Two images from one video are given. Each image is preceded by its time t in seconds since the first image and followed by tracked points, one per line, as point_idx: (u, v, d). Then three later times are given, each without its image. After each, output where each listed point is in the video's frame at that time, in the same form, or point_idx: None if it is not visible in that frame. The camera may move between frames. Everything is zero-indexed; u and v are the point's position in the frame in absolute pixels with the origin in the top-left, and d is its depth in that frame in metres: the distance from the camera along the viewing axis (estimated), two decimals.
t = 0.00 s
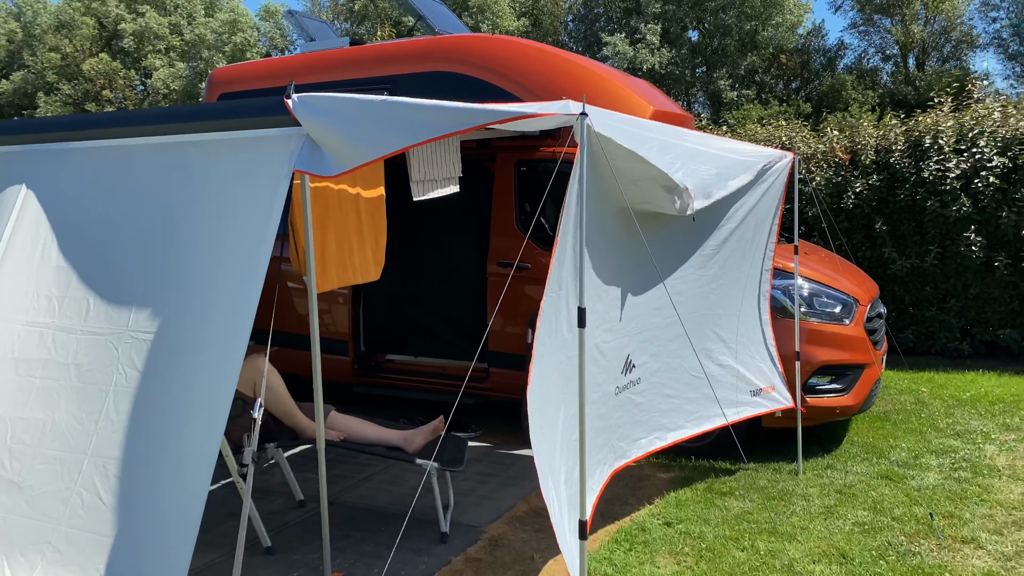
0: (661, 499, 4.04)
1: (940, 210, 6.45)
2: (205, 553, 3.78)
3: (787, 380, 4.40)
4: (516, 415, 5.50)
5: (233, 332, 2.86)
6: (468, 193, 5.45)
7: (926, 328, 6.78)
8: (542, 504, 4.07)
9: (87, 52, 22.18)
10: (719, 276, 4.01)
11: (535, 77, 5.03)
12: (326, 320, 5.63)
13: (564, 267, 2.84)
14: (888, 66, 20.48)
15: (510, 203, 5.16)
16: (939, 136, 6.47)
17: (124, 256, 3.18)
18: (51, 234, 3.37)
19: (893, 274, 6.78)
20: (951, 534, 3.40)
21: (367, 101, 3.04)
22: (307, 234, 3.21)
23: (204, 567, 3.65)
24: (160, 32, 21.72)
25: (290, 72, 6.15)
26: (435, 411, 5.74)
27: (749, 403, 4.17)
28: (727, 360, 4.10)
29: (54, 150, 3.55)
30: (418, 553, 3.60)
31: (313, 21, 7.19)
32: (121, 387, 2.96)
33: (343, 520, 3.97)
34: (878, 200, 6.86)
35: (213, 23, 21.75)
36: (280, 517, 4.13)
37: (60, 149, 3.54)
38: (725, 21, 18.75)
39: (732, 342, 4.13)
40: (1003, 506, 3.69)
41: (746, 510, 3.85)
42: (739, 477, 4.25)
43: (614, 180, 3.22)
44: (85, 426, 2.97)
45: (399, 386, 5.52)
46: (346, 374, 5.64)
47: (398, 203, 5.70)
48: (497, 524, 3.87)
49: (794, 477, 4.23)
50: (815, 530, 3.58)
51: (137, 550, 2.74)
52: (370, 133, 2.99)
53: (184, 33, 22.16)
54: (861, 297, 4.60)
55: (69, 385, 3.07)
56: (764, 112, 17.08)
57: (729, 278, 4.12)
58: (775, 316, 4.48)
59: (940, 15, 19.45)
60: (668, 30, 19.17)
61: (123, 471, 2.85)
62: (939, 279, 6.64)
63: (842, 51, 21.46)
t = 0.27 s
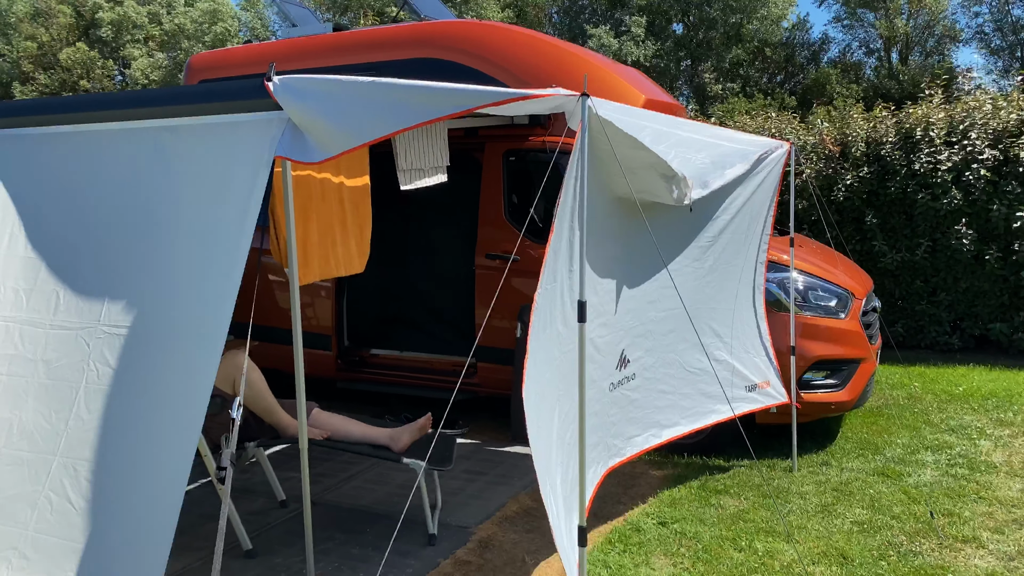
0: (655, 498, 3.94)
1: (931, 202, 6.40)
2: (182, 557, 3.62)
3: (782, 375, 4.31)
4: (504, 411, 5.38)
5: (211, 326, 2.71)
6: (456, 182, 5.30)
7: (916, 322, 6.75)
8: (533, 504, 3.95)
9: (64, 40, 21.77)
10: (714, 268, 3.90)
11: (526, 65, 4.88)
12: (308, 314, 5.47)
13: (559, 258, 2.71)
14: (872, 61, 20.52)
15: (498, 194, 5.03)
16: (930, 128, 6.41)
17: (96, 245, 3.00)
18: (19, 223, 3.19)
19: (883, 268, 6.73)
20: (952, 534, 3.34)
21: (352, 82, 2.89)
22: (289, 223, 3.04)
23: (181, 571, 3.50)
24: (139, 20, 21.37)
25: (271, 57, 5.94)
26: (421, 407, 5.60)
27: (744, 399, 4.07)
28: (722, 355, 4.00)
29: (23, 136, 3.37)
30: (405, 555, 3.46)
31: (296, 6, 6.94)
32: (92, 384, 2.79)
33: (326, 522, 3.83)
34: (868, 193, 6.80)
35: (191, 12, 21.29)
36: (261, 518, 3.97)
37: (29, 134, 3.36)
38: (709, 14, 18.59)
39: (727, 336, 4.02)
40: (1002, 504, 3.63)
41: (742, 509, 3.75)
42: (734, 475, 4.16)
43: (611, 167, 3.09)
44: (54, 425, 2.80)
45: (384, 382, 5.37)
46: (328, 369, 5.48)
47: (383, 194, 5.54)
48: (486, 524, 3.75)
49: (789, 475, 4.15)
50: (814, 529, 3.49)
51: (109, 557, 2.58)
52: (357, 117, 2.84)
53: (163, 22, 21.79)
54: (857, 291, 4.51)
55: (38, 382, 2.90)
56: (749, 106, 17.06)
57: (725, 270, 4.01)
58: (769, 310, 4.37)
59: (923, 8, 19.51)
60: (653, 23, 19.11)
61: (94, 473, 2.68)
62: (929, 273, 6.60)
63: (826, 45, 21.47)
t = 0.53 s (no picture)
0: (648, 503, 3.82)
1: (922, 198, 6.34)
2: (156, 570, 3.45)
3: (777, 376, 4.21)
4: (492, 411, 5.25)
5: (187, 330, 2.55)
6: (443, 177, 5.15)
7: (906, 319, 6.71)
8: (523, 510, 3.82)
9: (40, 30, 21.31)
10: (710, 267, 3.79)
11: (517, 58, 4.72)
12: (289, 312, 5.30)
13: (556, 259, 2.58)
14: (855, 56, 20.56)
15: (486, 189, 4.88)
16: (921, 123, 6.34)
17: (64, 244, 2.82)
18: None
19: (873, 265, 6.67)
20: (955, 541, 3.27)
21: (336, 72, 2.74)
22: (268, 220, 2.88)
23: None
24: (117, 10, 20.95)
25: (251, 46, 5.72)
26: (406, 407, 5.45)
27: (740, 402, 3.97)
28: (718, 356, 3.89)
29: None
30: (391, 567, 3.32)
31: None
32: (60, 391, 2.61)
33: (309, 531, 3.68)
34: (859, 188, 6.72)
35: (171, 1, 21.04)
36: (240, 527, 3.81)
37: None
38: (694, 8, 18.51)
39: (723, 337, 3.91)
40: (1002, 509, 3.57)
41: (738, 515, 3.65)
42: (729, 478, 4.06)
43: (608, 162, 2.98)
44: (18, 435, 2.60)
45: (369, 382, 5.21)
46: (311, 369, 5.31)
47: (367, 189, 5.38)
48: (475, 533, 3.62)
49: (784, 478, 4.05)
50: (812, 536, 3.40)
51: None
52: (340, 111, 2.70)
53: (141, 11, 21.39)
54: (853, 290, 4.42)
55: (3, 390, 2.71)
56: (734, 100, 17.02)
57: (720, 269, 3.90)
58: (764, 309, 4.26)
59: (906, 4, 19.49)
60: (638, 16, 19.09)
61: (63, 487, 2.50)
62: (920, 270, 6.56)
63: (810, 40, 21.47)
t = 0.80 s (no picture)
0: (642, 505, 3.71)
1: (916, 193, 6.26)
2: None
3: (773, 374, 4.10)
4: (480, 410, 5.13)
5: (159, 328, 2.39)
6: (430, 169, 5.00)
7: (898, 315, 6.65)
8: (513, 513, 3.70)
9: (19, 18, 20.91)
10: (707, 262, 3.67)
11: (506, 47, 4.56)
12: (270, 307, 5.14)
13: (551, 254, 2.44)
14: (843, 51, 20.54)
15: (475, 181, 4.74)
16: (916, 117, 6.25)
17: (28, 236, 2.63)
18: None
19: (866, 260, 6.59)
20: (957, 545, 3.18)
21: (316, 53, 2.58)
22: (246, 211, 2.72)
23: None
24: None
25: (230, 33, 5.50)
26: (392, 405, 5.31)
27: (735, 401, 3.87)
28: (714, 354, 3.77)
29: None
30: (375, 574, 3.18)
31: None
32: (23, 392, 2.43)
33: (290, 535, 3.53)
34: (852, 183, 6.62)
35: None
36: (218, 531, 3.64)
37: None
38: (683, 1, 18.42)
39: (719, 334, 3.80)
40: (1003, 511, 3.50)
41: (734, 517, 3.55)
42: (724, 479, 3.95)
43: (602, 150, 2.87)
44: None
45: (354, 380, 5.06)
46: (294, 366, 5.16)
47: (351, 180, 5.21)
48: (463, 537, 3.48)
49: (780, 479, 3.95)
50: (811, 540, 3.30)
51: None
52: (320, 95, 2.54)
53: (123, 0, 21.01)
54: (850, 287, 4.31)
55: None
56: (723, 94, 16.95)
57: (716, 264, 3.79)
58: (761, 306, 4.15)
59: None
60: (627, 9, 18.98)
61: (26, 494, 2.32)
62: (913, 266, 6.50)
63: (798, 34, 21.43)
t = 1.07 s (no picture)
0: (631, 512, 3.60)
1: (910, 191, 6.17)
2: None
3: (767, 376, 4.00)
4: (467, 411, 5.00)
5: (122, 329, 2.24)
6: (415, 165, 4.87)
7: (892, 315, 6.57)
8: (499, 520, 3.58)
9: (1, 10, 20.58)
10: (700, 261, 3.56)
11: (489, 33, 4.28)
12: (251, 305, 4.99)
13: (537, 253, 2.31)
14: (835, 48, 20.51)
15: (462, 176, 4.61)
16: (910, 114, 6.17)
17: None
18: None
19: (859, 259, 6.51)
20: (956, 554, 3.10)
21: (287, 39, 2.44)
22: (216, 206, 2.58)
23: None
24: None
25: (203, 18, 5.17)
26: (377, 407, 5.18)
27: (729, 404, 3.76)
28: (707, 356, 3.66)
29: None
30: None
31: None
32: None
33: (268, 543, 3.39)
34: (845, 180, 6.53)
35: None
36: (192, 539, 3.50)
37: None
38: None
39: (712, 335, 3.69)
40: (1002, 518, 3.43)
41: (727, 525, 3.44)
42: (717, 485, 3.84)
43: (589, 143, 2.74)
44: None
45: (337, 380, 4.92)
46: (275, 366, 5.01)
47: (334, 175, 5.07)
48: (447, 546, 3.36)
49: (773, 484, 3.86)
50: (806, 549, 3.20)
51: None
52: (291, 83, 2.40)
53: None
54: (846, 286, 4.21)
55: None
56: (714, 91, 16.86)
57: (710, 263, 3.68)
58: (754, 306, 4.04)
59: None
60: (618, 5, 18.85)
61: None
62: (906, 265, 6.42)
63: (789, 31, 21.38)
